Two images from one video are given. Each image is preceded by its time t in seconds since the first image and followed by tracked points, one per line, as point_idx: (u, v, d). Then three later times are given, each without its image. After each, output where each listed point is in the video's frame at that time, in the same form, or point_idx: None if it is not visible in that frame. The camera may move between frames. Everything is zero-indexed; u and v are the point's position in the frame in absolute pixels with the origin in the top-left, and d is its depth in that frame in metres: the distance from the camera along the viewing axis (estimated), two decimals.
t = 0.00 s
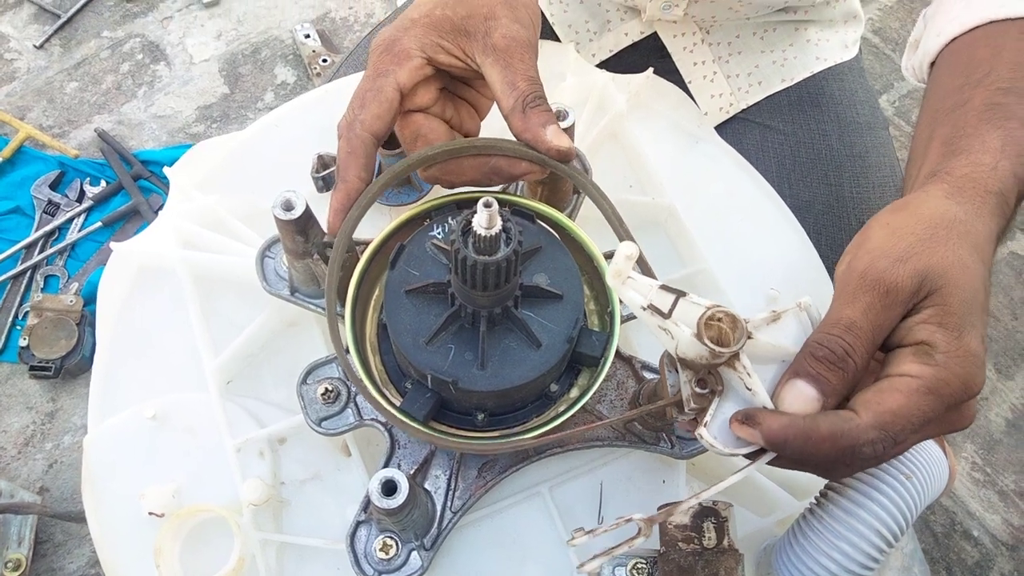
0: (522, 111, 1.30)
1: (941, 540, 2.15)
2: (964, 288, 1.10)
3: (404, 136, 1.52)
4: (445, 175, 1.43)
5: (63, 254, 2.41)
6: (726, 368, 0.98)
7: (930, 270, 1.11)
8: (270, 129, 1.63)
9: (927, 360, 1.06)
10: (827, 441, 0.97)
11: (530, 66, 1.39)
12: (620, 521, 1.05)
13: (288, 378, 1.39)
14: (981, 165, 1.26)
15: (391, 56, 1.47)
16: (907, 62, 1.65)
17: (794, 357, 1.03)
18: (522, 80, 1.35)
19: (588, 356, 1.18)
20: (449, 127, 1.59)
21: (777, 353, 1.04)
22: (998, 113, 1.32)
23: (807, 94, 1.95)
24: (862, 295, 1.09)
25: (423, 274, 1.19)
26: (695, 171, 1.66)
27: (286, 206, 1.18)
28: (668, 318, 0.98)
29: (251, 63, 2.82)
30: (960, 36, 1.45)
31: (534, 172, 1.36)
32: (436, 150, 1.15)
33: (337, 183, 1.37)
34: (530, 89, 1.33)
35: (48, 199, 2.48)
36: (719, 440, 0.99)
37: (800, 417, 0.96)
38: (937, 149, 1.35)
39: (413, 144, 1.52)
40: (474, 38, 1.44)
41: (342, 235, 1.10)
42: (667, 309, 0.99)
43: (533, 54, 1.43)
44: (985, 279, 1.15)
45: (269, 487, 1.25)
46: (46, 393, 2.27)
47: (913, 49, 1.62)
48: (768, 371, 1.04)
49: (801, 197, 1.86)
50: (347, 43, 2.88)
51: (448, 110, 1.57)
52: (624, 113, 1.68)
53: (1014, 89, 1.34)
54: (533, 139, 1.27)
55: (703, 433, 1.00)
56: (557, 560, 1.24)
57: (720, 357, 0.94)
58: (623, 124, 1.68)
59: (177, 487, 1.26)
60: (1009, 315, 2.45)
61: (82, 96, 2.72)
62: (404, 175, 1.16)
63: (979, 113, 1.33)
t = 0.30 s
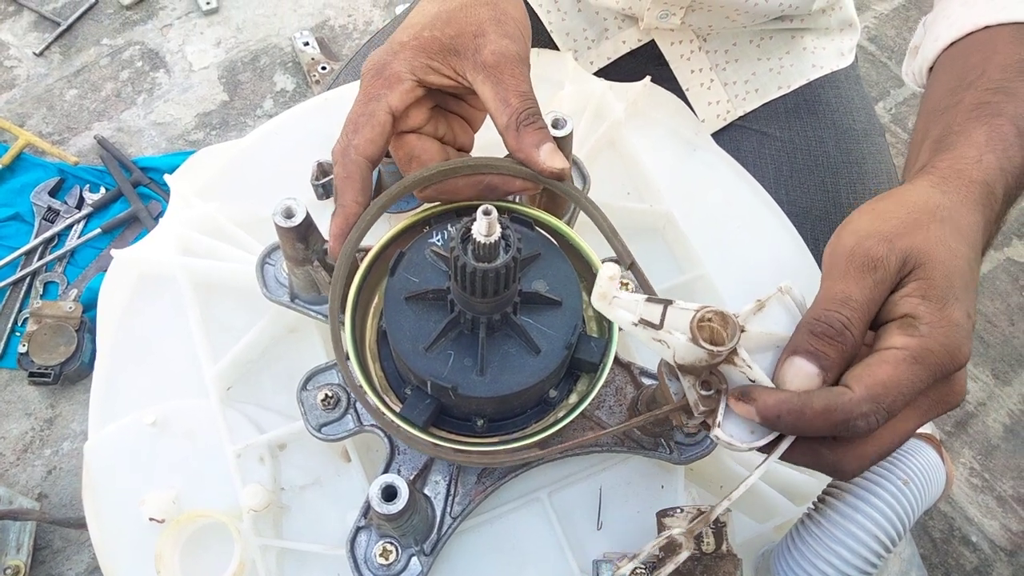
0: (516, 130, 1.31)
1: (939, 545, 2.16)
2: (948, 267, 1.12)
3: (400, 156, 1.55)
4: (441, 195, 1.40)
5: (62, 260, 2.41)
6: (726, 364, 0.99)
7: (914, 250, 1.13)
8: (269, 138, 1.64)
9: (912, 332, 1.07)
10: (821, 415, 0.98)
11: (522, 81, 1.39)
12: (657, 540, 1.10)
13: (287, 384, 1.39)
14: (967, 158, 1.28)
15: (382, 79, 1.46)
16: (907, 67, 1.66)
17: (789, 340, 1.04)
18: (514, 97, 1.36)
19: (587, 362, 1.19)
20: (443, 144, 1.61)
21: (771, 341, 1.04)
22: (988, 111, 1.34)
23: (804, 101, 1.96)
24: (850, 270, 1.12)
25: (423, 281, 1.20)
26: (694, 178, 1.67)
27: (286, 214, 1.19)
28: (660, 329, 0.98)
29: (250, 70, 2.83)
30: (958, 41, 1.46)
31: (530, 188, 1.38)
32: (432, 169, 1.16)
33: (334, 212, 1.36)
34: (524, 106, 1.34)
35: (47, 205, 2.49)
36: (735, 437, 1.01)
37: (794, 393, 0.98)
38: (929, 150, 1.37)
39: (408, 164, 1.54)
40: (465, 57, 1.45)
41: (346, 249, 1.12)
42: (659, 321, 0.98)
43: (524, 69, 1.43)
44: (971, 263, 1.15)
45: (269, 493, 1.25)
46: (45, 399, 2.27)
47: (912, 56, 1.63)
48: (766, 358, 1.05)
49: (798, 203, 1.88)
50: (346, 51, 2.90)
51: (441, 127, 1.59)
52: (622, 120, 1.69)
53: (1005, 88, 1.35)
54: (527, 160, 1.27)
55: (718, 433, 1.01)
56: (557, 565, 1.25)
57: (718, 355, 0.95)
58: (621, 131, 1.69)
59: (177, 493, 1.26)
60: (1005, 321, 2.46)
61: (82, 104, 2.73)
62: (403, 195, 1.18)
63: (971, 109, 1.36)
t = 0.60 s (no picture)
0: (524, 131, 1.31)
1: (940, 546, 2.16)
2: (916, 261, 1.13)
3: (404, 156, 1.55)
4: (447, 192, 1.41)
5: (64, 260, 2.42)
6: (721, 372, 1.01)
7: (886, 236, 1.14)
8: (273, 138, 1.65)
9: (862, 318, 1.09)
10: (770, 390, 0.98)
11: (529, 81, 1.39)
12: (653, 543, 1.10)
13: (289, 383, 1.39)
14: (964, 160, 1.29)
15: (390, 79, 1.48)
16: (904, 70, 1.66)
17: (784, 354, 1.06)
18: (523, 97, 1.36)
19: (588, 362, 1.19)
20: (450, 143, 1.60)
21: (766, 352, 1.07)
22: (988, 113, 1.35)
23: (806, 102, 1.97)
24: (825, 245, 1.11)
25: (425, 280, 1.20)
26: (694, 178, 1.67)
27: (290, 213, 1.20)
28: (657, 338, 0.99)
29: (252, 71, 2.84)
30: (956, 44, 1.46)
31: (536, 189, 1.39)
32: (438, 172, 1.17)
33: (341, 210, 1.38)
34: (532, 106, 1.34)
35: (50, 206, 2.50)
36: (731, 446, 1.04)
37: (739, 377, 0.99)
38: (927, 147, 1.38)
39: (415, 163, 1.54)
40: (473, 57, 1.46)
41: (352, 247, 1.14)
42: (656, 331, 0.99)
43: (533, 68, 1.43)
44: (947, 259, 1.17)
45: (272, 491, 1.26)
46: (47, 399, 2.27)
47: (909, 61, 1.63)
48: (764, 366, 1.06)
49: (800, 203, 1.88)
50: (348, 52, 2.91)
51: (449, 127, 1.59)
52: (623, 121, 1.69)
53: (1003, 92, 1.36)
54: (534, 162, 1.28)
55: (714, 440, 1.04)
56: (559, 564, 1.25)
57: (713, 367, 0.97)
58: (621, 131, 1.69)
59: (179, 491, 1.27)
60: (1006, 322, 2.47)
61: (85, 104, 2.74)
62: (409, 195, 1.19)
63: (969, 112, 1.36)
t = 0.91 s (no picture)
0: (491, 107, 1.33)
1: (936, 550, 2.16)
2: (922, 283, 1.13)
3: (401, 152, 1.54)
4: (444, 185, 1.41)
5: (61, 260, 2.42)
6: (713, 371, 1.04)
7: (890, 255, 1.15)
8: (271, 141, 1.64)
9: (853, 331, 1.11)
10: (751, 389, 1.00)
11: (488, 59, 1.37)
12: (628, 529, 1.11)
13: (287, 385, 1.39)
14: (994, 186, 1.28)
15: (368, 63, 1.47)
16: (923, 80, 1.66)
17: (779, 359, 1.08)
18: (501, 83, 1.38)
19: (587, 364, 1.20)
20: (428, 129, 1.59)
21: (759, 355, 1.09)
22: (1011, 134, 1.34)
23: (805, 107, 1.97)
24: (825, 265, 1.15)
25: (423, 281, 1.20)
26: (693, 180, 1.68)
27: (288, 214, 1.19)
28: (653, 330, 1.01)
29: (251, 71, 2.84)
30: (977, 54, 1.47)
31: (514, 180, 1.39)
32: (449, 158, 1.21)
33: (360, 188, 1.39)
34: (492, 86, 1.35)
35: (47, 205, 2.49)
36: (716, 444, 1.06)
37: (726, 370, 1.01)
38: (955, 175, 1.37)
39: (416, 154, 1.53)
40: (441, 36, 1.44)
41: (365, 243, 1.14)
42: (652, 322, 1.01)
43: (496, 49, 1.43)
44: (960, 284, 1.16)
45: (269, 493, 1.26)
46: (43, 399, 2.27)
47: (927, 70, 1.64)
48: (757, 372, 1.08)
49: (798, 208, 1.89)
50: (347, 53, 2.91)
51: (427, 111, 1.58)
52: (621, 124, 1.70)
53: None
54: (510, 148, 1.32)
55: (701, 438, 1.06)
56: (556, 566, 1.25)
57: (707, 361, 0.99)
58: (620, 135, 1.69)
59: (176, 492, 1.27)
60: (1003, 326, 2.47)
61: (83, 104, 2.73)
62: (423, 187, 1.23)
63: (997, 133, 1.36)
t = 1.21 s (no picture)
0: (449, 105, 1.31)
1: (936, 551, 2.16)
2: (912, 272, 1.14)
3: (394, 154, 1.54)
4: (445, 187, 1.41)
5: (63, 262, 2.43)
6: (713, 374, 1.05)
7: (882, 247, 1.16)
8: (271, 147, 1.65)
9: (847, 322, 1.11)
10: (752, 389, 1.01)
11: (443, 71, 1.35)
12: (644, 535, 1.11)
13: (288, 387, 1.39)
14: (984, 179, 1.29)
15: (334, 75, 1.50)
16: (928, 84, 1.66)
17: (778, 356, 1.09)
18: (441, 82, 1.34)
19: (587, 367, 1.20)
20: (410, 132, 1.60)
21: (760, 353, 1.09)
22: (1008, 132, 1.34)
23: (805, 110, 1.97)
24: (816, 258, 1.17)
25: (424, 284, 1.21)
26: (693, 181, 1.68)
27: (289, 217, 1.20)
28: (651, 335, 1.02)
29: (251, 73, 2.84)
30: (981, 57, 1.47)
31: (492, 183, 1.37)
32: (436, 175, 1.21)
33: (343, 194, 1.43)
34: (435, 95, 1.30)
35: (48, 208, 2.50)
36: (723, 445, 1.06)
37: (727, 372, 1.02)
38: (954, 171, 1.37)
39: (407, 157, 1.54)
40: (401, 47, 1.44)
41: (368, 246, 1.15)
42: (650, 327, 1.02)
43: (448, 57, 1.39)
44: (954, 271, 1.16)
45: (269, 496, 1.26)
46: (45, 401, 2.27)
47: (931, 74, 1.64)
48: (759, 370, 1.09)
49: (798, 210, 1.89)
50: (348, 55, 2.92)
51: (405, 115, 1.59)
52: (621, 127, 1.70)
53: None
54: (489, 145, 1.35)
55: (706, 440, 1.06)
56: (556, 568, 1.26)
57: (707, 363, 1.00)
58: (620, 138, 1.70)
59: (177, 494, 1.27)
60: (1003, 328, 2.48)
61: (83, 106, 2.74)
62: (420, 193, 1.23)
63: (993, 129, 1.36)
